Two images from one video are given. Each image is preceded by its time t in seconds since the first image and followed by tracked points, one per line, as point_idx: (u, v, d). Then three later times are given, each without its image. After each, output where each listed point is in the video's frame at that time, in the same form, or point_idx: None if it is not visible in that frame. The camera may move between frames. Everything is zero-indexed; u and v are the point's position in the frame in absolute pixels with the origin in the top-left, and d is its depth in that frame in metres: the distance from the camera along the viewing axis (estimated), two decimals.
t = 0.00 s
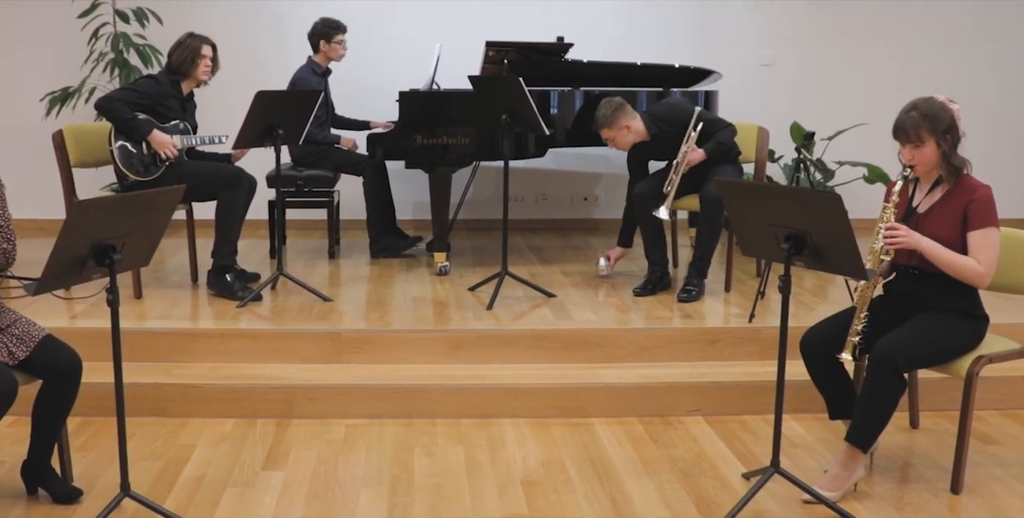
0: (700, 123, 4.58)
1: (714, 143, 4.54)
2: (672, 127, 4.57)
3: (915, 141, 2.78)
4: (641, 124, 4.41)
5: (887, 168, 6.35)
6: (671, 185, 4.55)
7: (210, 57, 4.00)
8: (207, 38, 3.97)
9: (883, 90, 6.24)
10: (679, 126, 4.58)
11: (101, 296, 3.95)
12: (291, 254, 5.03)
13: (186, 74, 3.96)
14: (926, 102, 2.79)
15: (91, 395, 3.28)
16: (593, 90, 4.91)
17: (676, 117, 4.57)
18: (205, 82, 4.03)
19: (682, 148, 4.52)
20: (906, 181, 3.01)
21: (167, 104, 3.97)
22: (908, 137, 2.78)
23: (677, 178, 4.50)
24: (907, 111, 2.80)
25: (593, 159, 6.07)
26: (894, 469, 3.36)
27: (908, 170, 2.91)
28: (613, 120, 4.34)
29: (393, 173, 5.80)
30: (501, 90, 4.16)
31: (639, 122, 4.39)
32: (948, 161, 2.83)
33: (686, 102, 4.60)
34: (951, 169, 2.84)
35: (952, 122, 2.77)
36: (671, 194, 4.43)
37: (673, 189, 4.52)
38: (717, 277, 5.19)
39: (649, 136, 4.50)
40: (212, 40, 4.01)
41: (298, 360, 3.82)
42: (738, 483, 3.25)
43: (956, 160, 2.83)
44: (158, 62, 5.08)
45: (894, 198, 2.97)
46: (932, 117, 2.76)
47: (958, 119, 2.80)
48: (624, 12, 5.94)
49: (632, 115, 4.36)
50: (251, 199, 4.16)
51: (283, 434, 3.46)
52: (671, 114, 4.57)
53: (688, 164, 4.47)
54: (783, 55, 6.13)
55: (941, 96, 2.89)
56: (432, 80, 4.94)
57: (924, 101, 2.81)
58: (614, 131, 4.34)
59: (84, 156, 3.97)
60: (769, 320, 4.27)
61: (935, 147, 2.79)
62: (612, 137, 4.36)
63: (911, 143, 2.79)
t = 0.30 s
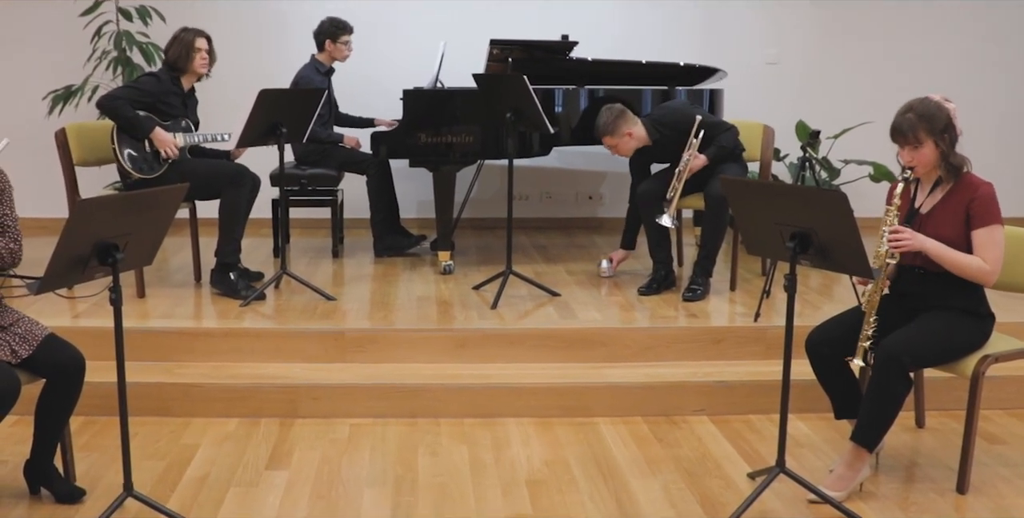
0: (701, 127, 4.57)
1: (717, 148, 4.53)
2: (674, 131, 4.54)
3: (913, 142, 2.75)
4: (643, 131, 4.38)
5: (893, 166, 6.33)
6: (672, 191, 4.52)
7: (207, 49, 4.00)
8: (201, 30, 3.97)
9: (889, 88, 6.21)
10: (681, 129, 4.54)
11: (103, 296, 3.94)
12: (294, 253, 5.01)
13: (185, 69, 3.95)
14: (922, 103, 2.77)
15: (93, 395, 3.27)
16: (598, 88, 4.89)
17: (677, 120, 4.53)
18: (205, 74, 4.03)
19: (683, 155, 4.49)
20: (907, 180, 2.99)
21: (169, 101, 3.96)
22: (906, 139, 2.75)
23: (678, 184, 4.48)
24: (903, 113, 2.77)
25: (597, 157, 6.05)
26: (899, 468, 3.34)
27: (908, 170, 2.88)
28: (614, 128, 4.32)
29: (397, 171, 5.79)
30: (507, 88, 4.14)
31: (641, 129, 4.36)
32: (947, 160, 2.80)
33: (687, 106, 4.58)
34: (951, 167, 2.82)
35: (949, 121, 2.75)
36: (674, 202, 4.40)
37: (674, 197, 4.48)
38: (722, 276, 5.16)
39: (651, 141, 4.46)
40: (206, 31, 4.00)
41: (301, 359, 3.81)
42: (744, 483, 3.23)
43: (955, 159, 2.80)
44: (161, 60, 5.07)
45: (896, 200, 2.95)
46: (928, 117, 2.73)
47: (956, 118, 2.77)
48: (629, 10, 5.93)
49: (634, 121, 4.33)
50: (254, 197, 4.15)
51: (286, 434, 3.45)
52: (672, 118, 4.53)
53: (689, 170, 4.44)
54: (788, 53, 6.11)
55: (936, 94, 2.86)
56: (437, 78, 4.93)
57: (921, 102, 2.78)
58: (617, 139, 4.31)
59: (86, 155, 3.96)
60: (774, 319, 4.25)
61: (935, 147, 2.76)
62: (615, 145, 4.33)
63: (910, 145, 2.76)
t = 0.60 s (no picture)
0: (715, 127, 4.51)
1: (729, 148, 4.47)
2: (687, 131, 4.49)
3: (932, 140, 2.70)
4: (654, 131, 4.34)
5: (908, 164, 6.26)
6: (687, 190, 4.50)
7: (217, 49, 3.97)
8: (213, 30, 3.95)
9: (905, 85, 6.14)
10: (694, 130, 4.50)
11: (113, 295, 3.92)
12: (305, 251, 4.99)
13: (191, 64, 3.93)
14: (941, 99, 2.72)
15: (103, 394, 3.25)
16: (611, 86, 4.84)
17: (690, 120, 4.49)
18: (211, 74, 4.01)
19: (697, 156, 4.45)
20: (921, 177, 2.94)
21: (175, 98, 3.93)
22: (925, 136, 2.70)
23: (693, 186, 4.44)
24: (922, 110, 2.71)
25: (610, 155, 6.01)
26: (914, 468, 3.29)
27: (925, 167, 2.83)
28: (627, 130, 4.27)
29: (409, 169, 5.76)
30: (520, 85, 4.10)
31: (653, 129, 4.33)
32: (965, 158, 2.75)
33: (700, 106, 4.53)
34: (968, 165, 2.77)
35: (968, 119, 2.70)
36: (689, 205, 4.36)
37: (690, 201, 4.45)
38: (736, 275, 5.12)
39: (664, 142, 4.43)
40: (218, 32, 3.98)
41: (312, 358, 3.78)
42: (758, 484, 3.18)
43: (972, 156, 2.75)
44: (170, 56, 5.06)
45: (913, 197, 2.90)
46: (947, 115, 2.68)
47: (974, 115, 2.72)
48: (642, 7, 5.88)
49: (646, 122, 4.30)
50: (264, 195, 4.13)
51: (297, 433, 3.42)
52: (687, 119, 4.49)
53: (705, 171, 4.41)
54: (803, 49, 6.05)
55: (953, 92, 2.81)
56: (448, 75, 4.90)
57: (938, 99, 2.73)
58: (630, 141, 4.27)
59: (95, 153, 3.94)
60: (788, 318, 4.20)
61: (953, 145, 2.71)
62: (627, 147, 4.29)
63: (929, 143, 2.70)
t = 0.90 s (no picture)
0: (741, 123, 4.43)
1: (755, 146, 4.38)
2: (714, 126, 4.43)
3: (966, 140, 2.61)
4: (681, 123, 4.27)
5: (937, 161, 6.15)
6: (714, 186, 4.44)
7: (236, 43, 3.95)
8: (228, 23, 3.91)
9: (933, 80, 6.02)
10: (721, 125, 4.43)
11: (130, 295, 3.90)
12: (325, 251, 4.96)
13: (212, 62, 3.90)
14: (977, 99, 2.63)
15: (120, 395, 3.22)
16: (634, 82, 4.77)
17: (718, 115, 4.42)
18: (233, 68, 3.98)
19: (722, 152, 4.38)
20: (953, 178, 2.85)
21: (196, 95, 3.91)
22: (959, 136, 2.61)
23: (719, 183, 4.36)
24: (957, 109, 2.63)
25: (634, 153, 5.94)
26: (943, 470, 3.20)
27: (958, 167, 2.74)
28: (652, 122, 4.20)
29: (430, 167, 5.72)
30: (542, 82, 4.04)
31: (679, 123, 4.26)
32: (999, 159, 2.66)
33: (728, 100, 4.46)
34: (1002, 167, 2.67)
35: (1004, 120, 2.61)
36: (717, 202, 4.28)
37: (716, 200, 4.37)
38: (761, 274, 5.03)
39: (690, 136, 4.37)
40: (233, 24, 3.95)
41: (332, 359, 3.74)
42: (784, 486, 3.11)
43: (1007, 158, 2.66)
44: (188, 53, 5.02)
45: (943, 197, 2.81)
46: (984, 114, 2.60)
47: (1010, 116, 2.64)
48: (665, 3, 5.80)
49: (673, 115, 4.23)
50: (283, 193, 4.09)
51: (316, 435, 3.38)
52: (715, 113, 4.43)
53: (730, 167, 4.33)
54: (829, 45, 5.95)
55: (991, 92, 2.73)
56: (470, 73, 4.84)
57: (976, 97, 2.64)
58: (655, 134, 4.20)
59: (114, 151, 3.92)
60: (815, 318, 4.12)
61: (987, 146, 2.62)
62: (652, 140, 4.22)
63: (963, 142, 2.61)
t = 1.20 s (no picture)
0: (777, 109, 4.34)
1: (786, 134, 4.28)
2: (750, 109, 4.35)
3: (997, 142, 2.53)
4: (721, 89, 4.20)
5: (966, 159, 6.03)
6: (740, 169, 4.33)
7: (258, 45, 3.91)
8: (253, 23, 3.88)
9: (962, 77, 5.91)
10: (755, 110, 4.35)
11: (148, 295, 3.88)
12: (345, 250, 4.92)
13: (233, 62, 3.87)
14: (1009, 99, 2.54)
15: (137, 397, 3.19)
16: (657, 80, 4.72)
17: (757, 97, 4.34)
18: (253, 69, 3.95)
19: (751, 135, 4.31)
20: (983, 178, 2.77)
21: (215, 95, 3.88)
22: (989, 138, 2.53)
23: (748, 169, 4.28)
24: (988, 110, 2.55)
25: (658, 151, 5.86)
26: (971, 473, 3.11)
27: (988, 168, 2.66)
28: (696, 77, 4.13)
29: (451, 166, 5.67)
30: (564, 80, 3.99)
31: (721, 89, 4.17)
32: None
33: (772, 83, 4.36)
34: None
35: None
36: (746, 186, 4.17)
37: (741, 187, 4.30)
38: (786, 274, 4.95)
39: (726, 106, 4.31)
40: (257, 26, 3.92)
41: (351, 360, 3.70)
42: (810, 489, 3.04)
43: None
44: (206, 50, 4.98)
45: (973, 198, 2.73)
46: (1016, 115, 2.51)
47: None
48: None
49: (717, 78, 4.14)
50: (303, 193, 4.06)
51: (336, 437, 3.34)
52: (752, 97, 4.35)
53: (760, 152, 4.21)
54: (857, 42, 5.84)
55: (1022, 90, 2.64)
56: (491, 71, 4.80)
57: (1007, 97, 2.55)
58: (695, 88, 4.12)
59: (130, 149, 3.90)
60: (842, 319, 4.03)
61: (1020, 148, 2.54)
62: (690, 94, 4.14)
63: (994, 145, 2.53)
